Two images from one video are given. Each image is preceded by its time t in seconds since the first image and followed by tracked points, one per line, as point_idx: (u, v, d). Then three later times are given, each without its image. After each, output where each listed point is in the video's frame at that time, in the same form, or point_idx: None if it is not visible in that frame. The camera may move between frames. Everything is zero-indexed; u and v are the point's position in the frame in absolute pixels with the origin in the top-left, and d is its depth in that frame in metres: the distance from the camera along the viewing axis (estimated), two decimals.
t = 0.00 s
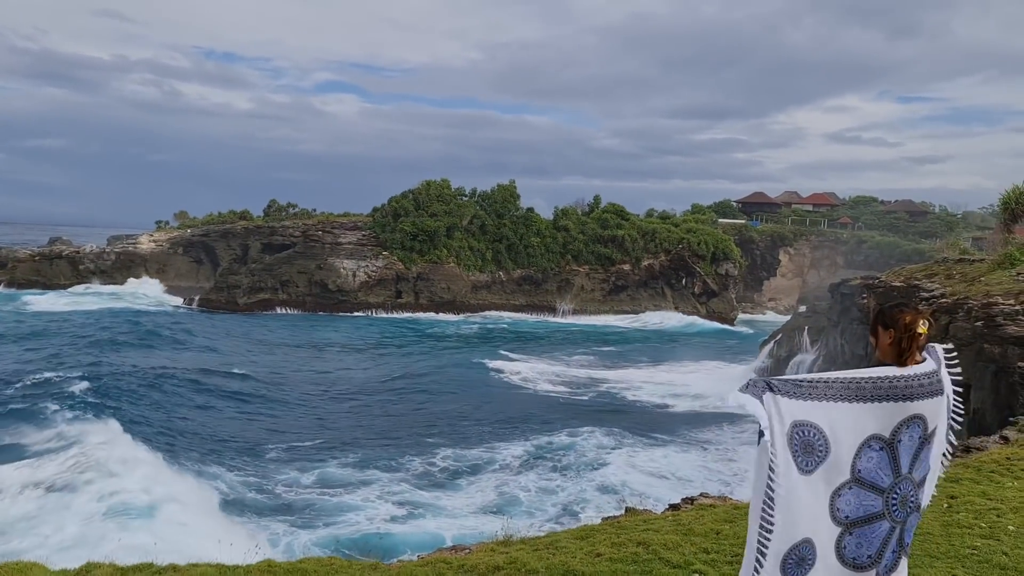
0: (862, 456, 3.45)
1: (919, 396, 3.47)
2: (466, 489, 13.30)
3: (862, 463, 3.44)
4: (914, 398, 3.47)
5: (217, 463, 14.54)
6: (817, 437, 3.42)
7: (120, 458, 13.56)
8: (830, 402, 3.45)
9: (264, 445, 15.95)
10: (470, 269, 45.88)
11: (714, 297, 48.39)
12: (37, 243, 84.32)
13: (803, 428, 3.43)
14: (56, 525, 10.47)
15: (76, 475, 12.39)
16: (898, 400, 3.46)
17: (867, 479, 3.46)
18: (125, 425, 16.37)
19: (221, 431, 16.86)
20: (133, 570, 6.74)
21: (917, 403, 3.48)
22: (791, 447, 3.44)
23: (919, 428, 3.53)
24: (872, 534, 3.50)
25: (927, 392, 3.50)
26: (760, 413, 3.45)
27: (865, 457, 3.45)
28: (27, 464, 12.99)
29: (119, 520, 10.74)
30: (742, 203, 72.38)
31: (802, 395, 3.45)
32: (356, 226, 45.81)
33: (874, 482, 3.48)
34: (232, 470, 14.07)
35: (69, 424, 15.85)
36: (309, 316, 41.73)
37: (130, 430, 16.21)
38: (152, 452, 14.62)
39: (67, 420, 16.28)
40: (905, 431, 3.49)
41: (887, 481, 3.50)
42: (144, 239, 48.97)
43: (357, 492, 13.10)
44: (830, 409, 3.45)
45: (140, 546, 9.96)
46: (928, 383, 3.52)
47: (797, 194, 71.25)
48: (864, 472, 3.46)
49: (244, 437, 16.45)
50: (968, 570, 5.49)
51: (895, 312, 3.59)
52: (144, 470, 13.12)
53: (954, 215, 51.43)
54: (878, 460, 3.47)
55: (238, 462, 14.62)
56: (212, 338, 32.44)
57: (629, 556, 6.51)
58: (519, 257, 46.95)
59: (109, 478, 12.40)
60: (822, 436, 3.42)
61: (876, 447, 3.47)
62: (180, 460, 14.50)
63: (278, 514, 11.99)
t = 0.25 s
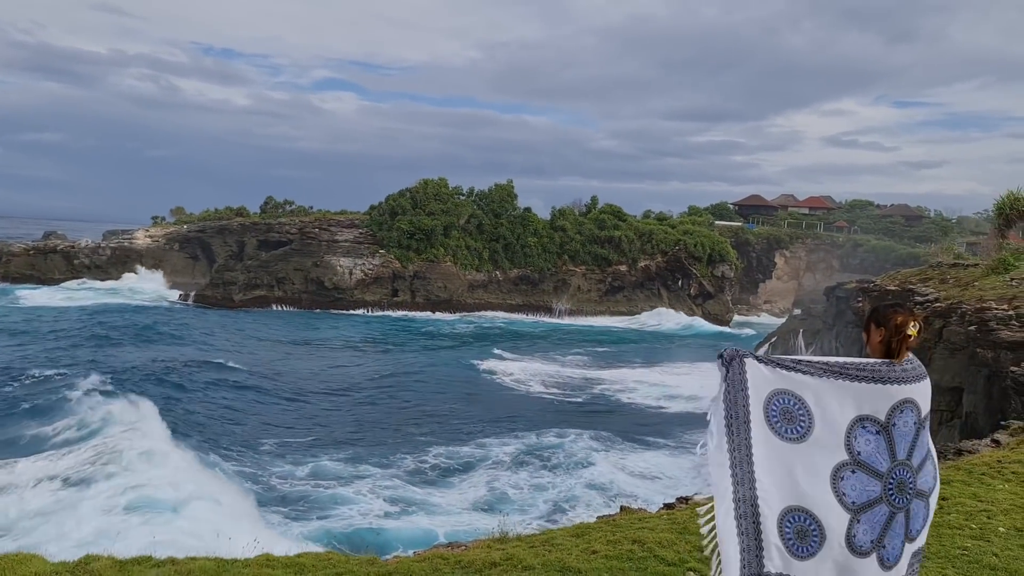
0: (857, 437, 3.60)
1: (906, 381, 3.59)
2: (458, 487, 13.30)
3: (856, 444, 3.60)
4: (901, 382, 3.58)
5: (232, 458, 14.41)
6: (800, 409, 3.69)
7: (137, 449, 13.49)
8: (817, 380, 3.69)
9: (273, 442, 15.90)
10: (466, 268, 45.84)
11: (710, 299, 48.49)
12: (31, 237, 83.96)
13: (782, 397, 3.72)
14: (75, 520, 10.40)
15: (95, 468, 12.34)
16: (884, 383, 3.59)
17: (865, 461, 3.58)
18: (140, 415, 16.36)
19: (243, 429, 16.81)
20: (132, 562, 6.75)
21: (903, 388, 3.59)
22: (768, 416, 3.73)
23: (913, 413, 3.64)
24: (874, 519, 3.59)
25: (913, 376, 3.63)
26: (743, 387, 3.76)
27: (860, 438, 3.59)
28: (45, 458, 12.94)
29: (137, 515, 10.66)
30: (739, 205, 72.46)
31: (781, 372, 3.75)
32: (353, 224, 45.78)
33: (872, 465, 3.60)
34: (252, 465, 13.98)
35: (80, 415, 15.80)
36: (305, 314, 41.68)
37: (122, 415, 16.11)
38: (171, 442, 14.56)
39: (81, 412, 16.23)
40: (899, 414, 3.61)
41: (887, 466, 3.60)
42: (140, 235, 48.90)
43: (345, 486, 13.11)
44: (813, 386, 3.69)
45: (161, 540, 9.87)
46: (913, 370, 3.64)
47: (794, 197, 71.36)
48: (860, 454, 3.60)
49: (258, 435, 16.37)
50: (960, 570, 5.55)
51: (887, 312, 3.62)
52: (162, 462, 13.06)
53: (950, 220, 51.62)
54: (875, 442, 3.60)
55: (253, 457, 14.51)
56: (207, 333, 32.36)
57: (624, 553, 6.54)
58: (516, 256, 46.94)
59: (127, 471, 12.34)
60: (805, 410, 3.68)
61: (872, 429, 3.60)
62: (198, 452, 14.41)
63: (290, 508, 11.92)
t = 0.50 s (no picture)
0: (863, 445, 3.48)
1: (909, 380, 3.48)
2: (453, 487, 13.30)
3: (863, 453, 3.48)
4: (900, 382, 3.47)
5: (249, 460, 14.28)
6: (810, 445, 3.51)
7: (153, 452, 13.38)
8: (824, 405, 3.51)
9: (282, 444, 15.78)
10: (462, 270, 45.83)
11: (706, 302, 48.57)
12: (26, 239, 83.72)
13: (794, 435, 3.53)
14: (93, 524, 10.29)
15: (112, 472, 12.24)
16: (884, 385, 3.47)
17: (871, 469, 3.49)
18: (161, 416, 16.28)
19: (255, 432, 16.70)
20: (137, 565, 6.74)
21: (905, 388, 3.47)
22: (776, 457, 3.56)
23: (916, 412, 3.52)
24: (882, 525, 3.53)
25: (914, 377, 3.51)
26: (747, 437, 3.58)
27: (866, 447, 3.48)
28: (61, 462, 12.85)
29: (157, 519, 10.51)
30: (735, 208, 72.62)
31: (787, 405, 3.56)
32: (350, 227, 45.74)
33: (878, 469, 3.50)
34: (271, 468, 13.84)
35: (89, 415, 15.78)
36: (302, 316, 41.63)
37: (118, 412, 16.05)
38: (188, 443, 14.46)
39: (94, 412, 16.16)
40: (903, 415, 3.48)
41: (892, 466, 3.53)
42: (137, 238, 48.90)
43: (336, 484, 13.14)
44: (818, 411, 3.51)
45: (182, 541, 9.76)
46: (914, 369, 3.53)
47: (790, 200, 71.48)
48: (867, 462, 3.49)
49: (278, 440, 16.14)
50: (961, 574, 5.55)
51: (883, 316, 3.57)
52: (177, 464, 12.95)
53: (945, 223, 51.81)
54: (881, 447, 3.48)
55: (269, 459, 14.39)
56: (204, 336, 32.30)
57: (628, 556, 6.53)
58: (512, 259, 46.97)
59: (143, 474, 12.23)
60: (815, 443, 3.50)
61: (877, 435, 3.47)
62: (214, 453, 14.29)
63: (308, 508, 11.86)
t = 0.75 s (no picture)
0: (861, 450, 3.53)
1: (906, 383, 3.50)
2: (441, 487, 13.29)
3: (861, 458, 3.53)
4: (896, 386, 3.49)
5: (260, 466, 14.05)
6: (809, 451, 3.58)
7: (164, 462, 13.17)
8: (824, 412, 3.56)
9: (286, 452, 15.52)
10: (453, 274, 45.78)
11: (697, 304, 48.75)
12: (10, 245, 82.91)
13: (795, 444, 3.60)
14: (104, 536, 10.16)
15: (123, 483, 12.06)
16: (878, 389, 3.50)
17: (869, 472, 3.53)
18: (182, 425, 16.03)
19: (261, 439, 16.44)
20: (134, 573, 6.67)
21: (902, 390, 3.49)
22: (780, 465, 3.61)
23: (911, 414, 3.54)
24: (880, 527, 3.57)
25: (912, 379, 3.53)
26: (753, 446, 3.63)
27: (864, 451, 3.52)
28: (70, 473, 12.69)
29: (168, 531, 10.29)
30: (724, 210, 72.92)
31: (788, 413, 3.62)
32: (340, 231, 45.59)
33: (876, 473, 3.54)
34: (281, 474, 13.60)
35: (80, 426, 15.61)
36: (292, 321, 41.45)
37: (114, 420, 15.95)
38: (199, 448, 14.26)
39: (98, 421, 15.94)
40: (898, 416, 3.51)
41: (889, 469, 3.56)
42: (125, 243, 48.57)
43: (327, 485, 13.11)
44: (818, 419, 3.58)
45: (200, 552, 9.60)
46: (910, 372, 3.55)
47: (779, 201, 71.83)
48: (866, 466, 3.53)
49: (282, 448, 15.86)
50: (957, 571, 5.59)
51: (881, 319, 3.58)
52: (188, 473, 12.75)
53: (933, 224, 52.22)
54: (879, 450, 3.52)
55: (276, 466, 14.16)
56: (194, 341, 32.10)
57: (628, 558, 6.54)
58: (503, 262, 46.91)
59: (153, 484, 12.06)
60: (813, 449, 3.58)
61: (876, 438, 3.51)
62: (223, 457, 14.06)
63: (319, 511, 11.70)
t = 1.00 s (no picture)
0: (848, 452, 3.57)
1: (893, 386, 3.52)
2: (423, 488, 13.33)
3: (847, 459, 3.57)
4: (881, 389, 3.53)
5: (265, 472, 13.84)
6: (798, 454, 3.63)
7: (166, 477, 12.93)
8: (812, 418, 3.62)
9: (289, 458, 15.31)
10: (437, 280, 45.71)
11: (680, 307, 49.06)
12: None
13: (784, 449, 3.65)
14: (105, 552, 10.00)
15: (125, 499, 11.86)
16: (863, 393, 3.56)
17: (855, 474, 3.57)
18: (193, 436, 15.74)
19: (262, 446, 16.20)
20: None
21: (887, 394, 3.52)
22: (769, 473, 3.66)
23: (897, 417, 3.56)
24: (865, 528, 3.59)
25: (899, 381, 3.55)
26: (742, 452, 3.68)
27: (850, 453, 3.57)
28: (68, 489, 12.47)
29: (175, 549, 10.09)
30: (706, 214, 73.43)
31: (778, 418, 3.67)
32: (322, 238, 45.39)
33: (862, 475, 3.58)
34: (287, 481, 13.40)
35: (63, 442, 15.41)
36: (275, 329, 41.18)
37: (99, 436, 15.72)
38: (201, 460, 14.02)
39: (92, 439, 15.61)
40: (884, 420, 3.54)
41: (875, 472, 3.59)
42: (105, 252, 48.06)
43: (310, 487, 13.11)
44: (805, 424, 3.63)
45: (206, 568, 9.41)
46: (898, 375, 3.57)
47: (759, 204, 72.46)
48: (851, 468, 3.57)
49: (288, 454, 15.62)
50: (940, 568, 5.67)
51: (866, 323, 3.70)
52: (190, 487, 12.54)
53: (911, 226, 52.89)
54: (865, 452, 3.56)
55: (281, 471, 13.94)
56: (176, 350, 31.81)
57: (618, 561, 6.56)
58: (487, 268, 47.05)
59: (155, 500, 11.85)
60: (802, 452, 3.62)
61: (861, 441, 3.56)
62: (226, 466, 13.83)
63: (322, 519, 11.58)
